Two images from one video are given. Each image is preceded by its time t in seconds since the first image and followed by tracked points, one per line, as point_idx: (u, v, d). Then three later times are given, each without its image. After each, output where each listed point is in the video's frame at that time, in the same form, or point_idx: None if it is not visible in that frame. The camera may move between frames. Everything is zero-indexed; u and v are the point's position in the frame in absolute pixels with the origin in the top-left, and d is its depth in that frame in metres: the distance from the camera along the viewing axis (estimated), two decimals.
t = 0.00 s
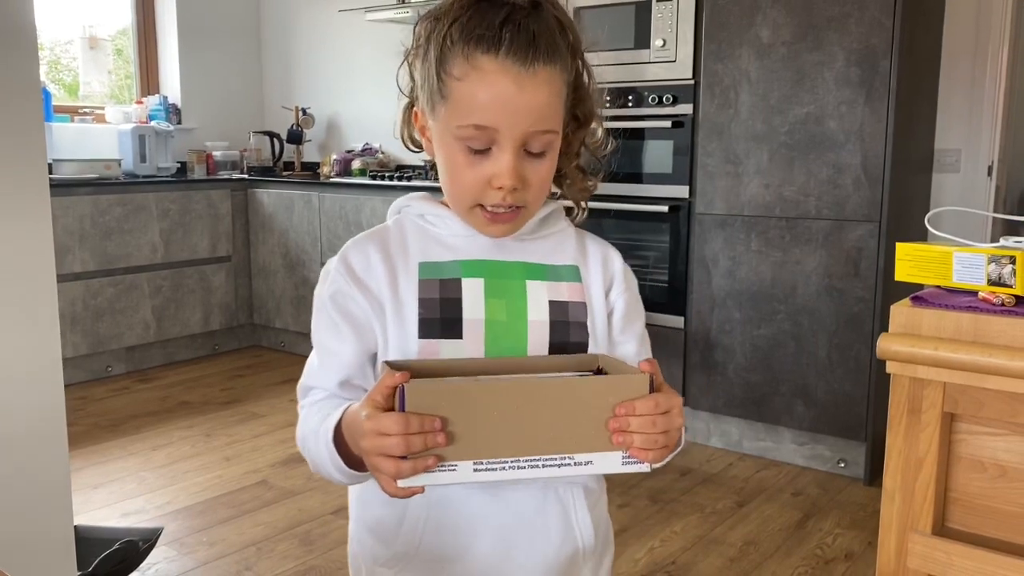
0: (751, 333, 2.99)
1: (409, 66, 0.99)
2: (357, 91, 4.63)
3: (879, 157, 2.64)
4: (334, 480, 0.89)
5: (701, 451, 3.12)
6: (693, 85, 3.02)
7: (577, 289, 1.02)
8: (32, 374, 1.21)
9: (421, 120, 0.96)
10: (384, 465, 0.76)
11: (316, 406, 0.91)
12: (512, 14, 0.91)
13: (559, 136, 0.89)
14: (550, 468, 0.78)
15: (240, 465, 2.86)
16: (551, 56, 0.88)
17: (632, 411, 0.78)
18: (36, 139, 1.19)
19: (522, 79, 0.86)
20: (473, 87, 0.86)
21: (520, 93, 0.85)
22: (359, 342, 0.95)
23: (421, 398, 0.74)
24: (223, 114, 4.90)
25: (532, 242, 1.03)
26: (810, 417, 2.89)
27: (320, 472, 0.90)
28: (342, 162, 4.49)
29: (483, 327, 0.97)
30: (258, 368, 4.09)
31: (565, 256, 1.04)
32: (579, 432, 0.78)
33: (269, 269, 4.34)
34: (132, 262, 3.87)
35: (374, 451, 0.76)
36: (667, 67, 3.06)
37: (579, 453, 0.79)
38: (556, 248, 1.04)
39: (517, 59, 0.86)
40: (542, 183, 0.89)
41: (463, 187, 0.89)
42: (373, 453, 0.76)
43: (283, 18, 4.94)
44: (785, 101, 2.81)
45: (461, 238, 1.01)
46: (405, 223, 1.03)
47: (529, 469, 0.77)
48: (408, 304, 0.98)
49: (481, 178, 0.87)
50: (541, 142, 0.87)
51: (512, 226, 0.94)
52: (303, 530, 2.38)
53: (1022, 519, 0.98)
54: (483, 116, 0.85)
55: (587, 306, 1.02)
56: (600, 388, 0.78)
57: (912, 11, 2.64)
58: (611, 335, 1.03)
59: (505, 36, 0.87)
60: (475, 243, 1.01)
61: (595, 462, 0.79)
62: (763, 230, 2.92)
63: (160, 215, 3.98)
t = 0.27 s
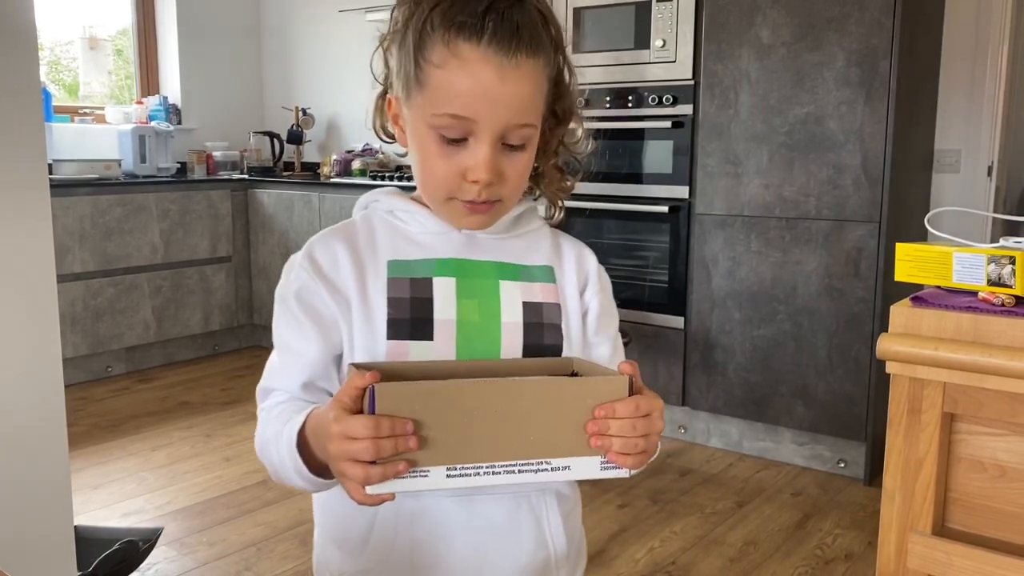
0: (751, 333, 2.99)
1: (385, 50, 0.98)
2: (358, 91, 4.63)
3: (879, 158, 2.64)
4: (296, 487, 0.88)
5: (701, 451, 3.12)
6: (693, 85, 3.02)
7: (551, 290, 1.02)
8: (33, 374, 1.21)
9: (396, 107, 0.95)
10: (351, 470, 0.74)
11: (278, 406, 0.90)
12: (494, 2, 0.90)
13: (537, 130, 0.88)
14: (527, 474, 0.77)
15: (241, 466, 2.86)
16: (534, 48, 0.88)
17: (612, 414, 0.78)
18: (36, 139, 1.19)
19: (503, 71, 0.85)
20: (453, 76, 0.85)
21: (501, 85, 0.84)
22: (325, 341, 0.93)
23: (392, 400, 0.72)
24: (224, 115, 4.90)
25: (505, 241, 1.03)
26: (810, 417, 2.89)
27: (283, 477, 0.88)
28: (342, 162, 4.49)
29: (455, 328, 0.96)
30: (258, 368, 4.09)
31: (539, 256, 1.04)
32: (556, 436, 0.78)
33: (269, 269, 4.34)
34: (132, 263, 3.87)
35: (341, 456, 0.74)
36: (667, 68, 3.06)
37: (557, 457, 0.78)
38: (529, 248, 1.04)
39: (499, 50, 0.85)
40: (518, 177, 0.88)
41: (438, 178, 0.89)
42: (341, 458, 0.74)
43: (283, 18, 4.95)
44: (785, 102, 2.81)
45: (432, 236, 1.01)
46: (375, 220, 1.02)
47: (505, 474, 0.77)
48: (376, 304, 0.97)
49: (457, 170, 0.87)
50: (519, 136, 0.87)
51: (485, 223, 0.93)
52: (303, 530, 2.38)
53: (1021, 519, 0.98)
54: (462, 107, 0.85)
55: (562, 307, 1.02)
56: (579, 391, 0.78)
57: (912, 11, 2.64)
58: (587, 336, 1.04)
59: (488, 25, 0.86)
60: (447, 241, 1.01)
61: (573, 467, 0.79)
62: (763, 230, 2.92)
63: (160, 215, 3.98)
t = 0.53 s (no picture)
0: (751, 333, 2.99)
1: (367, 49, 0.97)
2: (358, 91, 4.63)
3: (879, 158, 2.64)
4: (284, 501, 0.86)
5: (701, 452, 3.12)
6: (693, 85, 3.02)
7: (538, 290, 1.03)
8: (32, 374, 1.21)
9: (378, 108, 0.94)
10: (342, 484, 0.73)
11: (262, 418, 0.88)
12: (481, 5, 0.89)
13: (524, 135, 0.88)
14: (524, 480, 0.77)
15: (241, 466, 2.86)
16: (523, 52, 0.88)
17: (611, 416, 0.78)
18: (36, 139, 1.19)
19: (491, 76, 0.84)
20: (441, 81, 0.84)
21: (489, 90, 0.84)
22: (310, 349, 0.92)
23: (386, 410, 0.71)
24: (224, 115, 4.90)
25: (490, 243, 1.03)
26: (810, 417, 2.88)
27: (271, 490, 0.86)
28: (342, 163, 4.49)
29: (443, 331, 0.96)
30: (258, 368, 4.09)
31: (525, 257, 1.05)
32: (553, 441, 0.77)
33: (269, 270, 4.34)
34: (132, 263, 3.87)
35: (333, 469, 0.72)
36: (667, 68, 3.06)
37: (553, 462, 0.77)
38: (514, 248, 1.04)
39: (487, 54, 0.85)
40: (504, 183, 0.88)
41: (424, 184, 0.88)
42: (333, 470, 0.72)
43: (283, 18, 4.95)
44: (785, 102, 2.81)
45: (415, 239, 1.00)
46: (354, 223, 1.02)
47: (501, 482, 0.76)
48: (361, 311, 0.96)
49: (444, 177, 0.86)
50: (506, 142, 0.86)
51: (470, 228, 0.93)
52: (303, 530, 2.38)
53: (1021, 519, 0.98)
54: (449, 112, 0.84)
55: (550, 307, 1.03)
56: (575, 395, 0.77)
57: (912, 11, 2.64)
58: (575, 335, 1.06)
59: (476, 29, 0.86)
60: (430, 244, 1.00)
61: (570, 472, 0.78)
62: (763, 230, 2.92)
63: (160, 215, 3.98)
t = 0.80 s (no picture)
0: (751, 334, 2.99)
1: (365, 51, 0.97)
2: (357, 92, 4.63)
3: (879, 158, 2.64)
4: (296, 518, 0.85)
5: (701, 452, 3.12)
6: (693, 86, 3.02)
7: (535, 288, 1.04)
8: (32, 375, 1.21)
9: (372, 110, 0.94)
10: (357, 506, 0.71)
11: (265, 437, 0.87)
12: (484, 10, 0.89)
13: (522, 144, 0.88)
14: (536, 491, 0.76)
15: (241, 466, 2.86)
16: (524, 60, 0.88)
17: (620, 423, 0.78)
18: (36, 138, 1.19)
19: (495, 83, 0.84)
20: (443, 85, 0.84)
21: (492, 97, 0.84)
22: (308, 360, 0.91)
23: (398, 431, 0.70)
24: (223, 115, 4.90)
25: (483, 245, 1.04)
26: (810, 418, 2.88)
27: (281, 508, 0.85)
28: (342, 163, 4.50)
29: (444, 335, 0.96)
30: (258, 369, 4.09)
31: (519, 257, 1.06)
32: (563, 450, 0.77)
33: (269, 270, 4.34)
34: (132, 263, 3.87)
35: (348, 491, 0.71)
36: (667, 68, 3.06)
37: (564, 471, 0.77)
38: (508, 249, 1.05)
39: (492, 60, 0.85)
40: (499, 191, 0.88)
41: (418, 188, 0.88)
42: (347, 493, 0.71)
43: (283, 18, 4.95)
44: (785, 102, 2.81)
45: (408, 245, 1.00)
46: (345, 232, 1.01)
47: (514, 494, 0.75)
48: (361, 322, 0.95)
49: (441, 182, 0.86)
50: (504, 149, 0.86)
51: (464, 235, 0.93)
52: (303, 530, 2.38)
53: (1020, 520, 0.98)
54: (450, 118, 0.84)
55: (547, 304, 1.04)
56: (584, 403, 0.77)
57: (912, 11, 2.64)
58: (573, 331, 1.07)
59: (480, 35, 0.86)
60: (423, 250, 1.00)
61: (581, 479, 0.78)
62: (763, 230, 2.92)
63: (160, 215, 3.97)
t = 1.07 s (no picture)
0: (751, 334, 2.99)
1: (370, 46, 0.96)
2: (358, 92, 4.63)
3: (879, 158, 2.64)
4: (296, 518, 0.85)
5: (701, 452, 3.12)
6: (693, 86, 3.02)
7: (535, 288, 1.04)
8: (32, 375, 1.21)
9: (376, 106, 0.94)
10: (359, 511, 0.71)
11: (265, 436, 0.87)
12: (492, 10, 0.89)
13: (525, 145, 0.88)
14: (536, 497, 0.76)
15: (241, 466, 2.86)
16: (531, 61, 0.88)
17: (622, 430, 0.78)
18: (36, 139, 1.19)
19: (501, 83, 0.84)
20: (449, 83, 0.84)
21: (499, 97, 0.84)
22: (308, 360, 0.91)
23: (402, 438, 0.69)
24: (223, 115, 4.90)
25: (484, 246, 1.04)
26: (810, 418, 2.88)
27: (281, 508, 0.85)
28: (342, 163, 4.50)
29: (445, 335, 0.96)
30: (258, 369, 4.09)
31: (519, 257, 1.06)
32: (565, 456, 0.77)
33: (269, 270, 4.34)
34: (132, 263, 3.87)
35: (350, 497, 0.70)
36: (667, 68, 3.06)
37: (565, 477, 0.77)
38: (508, 249, 1.06)
39: (499, 60, 0.85)
40: (501, 191, 0.88)
41: (420, 185, 0.88)
42: (350, 499, 0.70)
43: (283, 19, 4.95)
44: (785, 102, 2.81)
45: (409, 244, 1.00)
46: (345, 230, 1.01)
47: (515, 500, 0.75)
48: (362, 322, 0.95)
49: (443, 181, 0.86)
50: (507, 150, 0.86)
51: (463, 234, 0.93)
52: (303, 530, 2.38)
53: (1021, 520, 0.98)
54: (456, 116, 0.84)
55: (547, 305, 1.04)
56: (587, 410, 0.77)
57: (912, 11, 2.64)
58: (572, 331, 1.08)
59: (488, 34, 0.86)
60: (424, 249, 1.00)
61: (580, 485, 0.78)
62: (763, 230, 2.92)
63: (160, 216, 3.97)
